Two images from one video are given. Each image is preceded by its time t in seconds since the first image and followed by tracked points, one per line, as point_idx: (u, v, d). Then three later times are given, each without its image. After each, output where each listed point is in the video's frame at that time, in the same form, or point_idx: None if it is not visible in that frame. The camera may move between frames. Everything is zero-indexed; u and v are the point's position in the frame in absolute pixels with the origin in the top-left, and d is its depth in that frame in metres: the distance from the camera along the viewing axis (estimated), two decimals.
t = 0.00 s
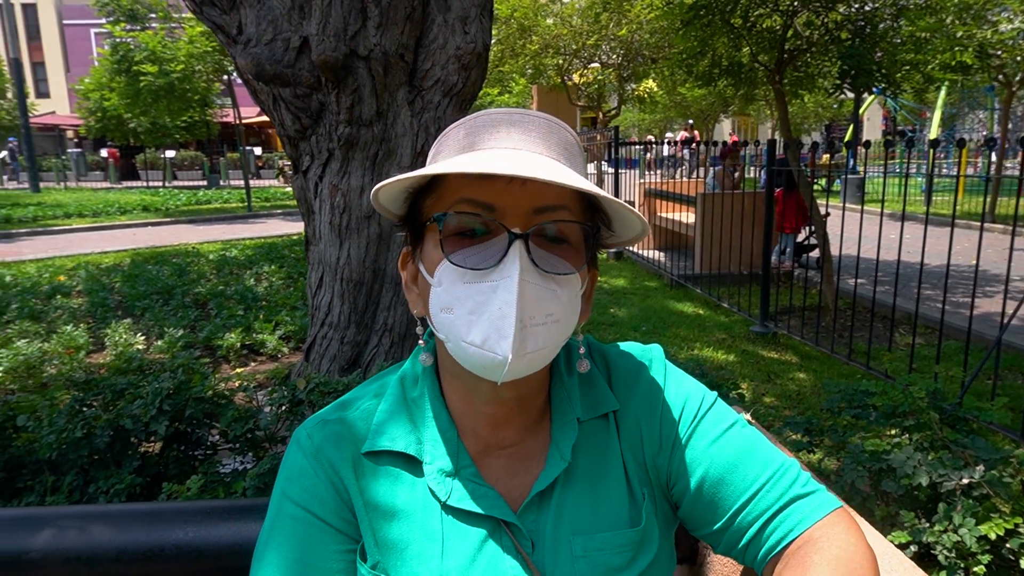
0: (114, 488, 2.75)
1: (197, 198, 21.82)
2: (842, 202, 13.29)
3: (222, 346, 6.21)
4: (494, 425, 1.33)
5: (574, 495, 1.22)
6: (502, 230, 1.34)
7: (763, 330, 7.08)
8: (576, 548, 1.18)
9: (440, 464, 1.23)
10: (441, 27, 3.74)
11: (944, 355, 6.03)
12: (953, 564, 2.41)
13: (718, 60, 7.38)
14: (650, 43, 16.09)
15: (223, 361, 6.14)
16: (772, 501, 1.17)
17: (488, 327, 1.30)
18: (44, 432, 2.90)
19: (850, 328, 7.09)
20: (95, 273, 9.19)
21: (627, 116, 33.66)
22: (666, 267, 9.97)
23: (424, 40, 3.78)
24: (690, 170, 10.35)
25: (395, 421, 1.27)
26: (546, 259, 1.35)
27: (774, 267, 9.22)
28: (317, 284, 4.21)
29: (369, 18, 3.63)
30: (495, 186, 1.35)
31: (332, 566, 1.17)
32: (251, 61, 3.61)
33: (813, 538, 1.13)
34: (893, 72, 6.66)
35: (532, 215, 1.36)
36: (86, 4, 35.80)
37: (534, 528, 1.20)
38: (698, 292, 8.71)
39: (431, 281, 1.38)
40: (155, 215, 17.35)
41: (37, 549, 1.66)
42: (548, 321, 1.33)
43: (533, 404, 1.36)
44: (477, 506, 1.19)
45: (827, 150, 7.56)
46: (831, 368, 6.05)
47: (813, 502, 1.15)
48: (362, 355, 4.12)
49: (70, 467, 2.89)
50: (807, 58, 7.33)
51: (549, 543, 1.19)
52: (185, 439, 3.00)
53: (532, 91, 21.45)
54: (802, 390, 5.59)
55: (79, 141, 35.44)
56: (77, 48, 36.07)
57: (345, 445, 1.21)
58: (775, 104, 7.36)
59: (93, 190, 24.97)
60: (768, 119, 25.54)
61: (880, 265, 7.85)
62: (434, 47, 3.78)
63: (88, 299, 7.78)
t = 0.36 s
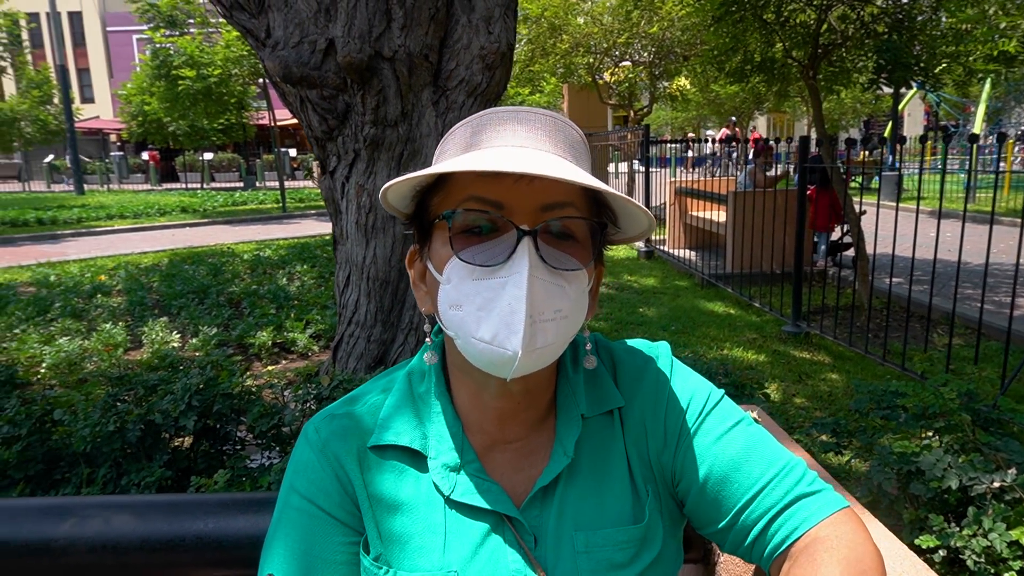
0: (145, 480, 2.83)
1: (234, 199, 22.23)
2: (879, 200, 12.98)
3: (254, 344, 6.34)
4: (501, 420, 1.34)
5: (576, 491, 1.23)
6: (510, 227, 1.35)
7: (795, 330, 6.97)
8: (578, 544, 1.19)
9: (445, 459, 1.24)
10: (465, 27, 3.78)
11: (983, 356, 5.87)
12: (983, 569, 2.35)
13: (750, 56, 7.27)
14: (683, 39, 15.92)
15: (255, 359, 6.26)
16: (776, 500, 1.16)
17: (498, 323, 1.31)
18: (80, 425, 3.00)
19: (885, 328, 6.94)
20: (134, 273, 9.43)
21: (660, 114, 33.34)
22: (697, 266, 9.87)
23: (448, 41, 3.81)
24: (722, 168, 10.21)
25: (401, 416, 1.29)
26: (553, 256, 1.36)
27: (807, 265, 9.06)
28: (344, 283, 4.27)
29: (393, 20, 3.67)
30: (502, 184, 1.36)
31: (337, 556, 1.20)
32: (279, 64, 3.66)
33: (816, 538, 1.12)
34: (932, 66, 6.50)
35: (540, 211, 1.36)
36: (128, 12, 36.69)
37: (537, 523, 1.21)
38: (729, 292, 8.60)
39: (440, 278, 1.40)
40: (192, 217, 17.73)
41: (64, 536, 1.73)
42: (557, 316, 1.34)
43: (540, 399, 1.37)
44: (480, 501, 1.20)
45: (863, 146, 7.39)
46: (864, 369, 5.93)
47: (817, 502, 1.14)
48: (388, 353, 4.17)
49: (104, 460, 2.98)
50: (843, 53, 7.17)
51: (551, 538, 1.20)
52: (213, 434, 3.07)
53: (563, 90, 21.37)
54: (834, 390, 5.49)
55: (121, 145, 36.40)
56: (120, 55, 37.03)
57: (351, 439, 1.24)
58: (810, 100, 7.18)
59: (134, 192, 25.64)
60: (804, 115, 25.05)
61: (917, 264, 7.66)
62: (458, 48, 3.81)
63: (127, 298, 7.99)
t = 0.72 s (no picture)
0: (162, 479, 2.89)
1: (258, 203, 22.54)
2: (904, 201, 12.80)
3: (273, 346, 6.43)
4: (495, 420, 1.35)
5: (567, 491, 1.24)
6: (510, 223, 1.37)
7: (815, 333, 6.91)
8: (569, 543, 1.20)
9: (439, 459, 1.26)
10: (478, 31, 3.81)
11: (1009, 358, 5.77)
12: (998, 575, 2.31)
13: (771, 56, 7.22)
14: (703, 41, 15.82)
15: (274, 361, 6.35)
16: (766, 502, 1.16)
17: (514, 315, 1.32)
18: (100, 424, 3.07)
19: (907, 331, 6.85)
20: (159, 276, 9.61)
21: (682, 116, 33.16)
22: (717, 268, 9.80)
23: (461, 45, 3.84)
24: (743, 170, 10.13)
25: (395, 417, 1.31)
26: (554, 247, 1.37)
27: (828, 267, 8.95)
28: (360, 285, 4.31)
29: (406, 25, 3.69)
30: (495, 181, 1.37)
31: (331, 553, 1.22)
32: (295, 69, 3.72)
33: (803, 541, 1.12)
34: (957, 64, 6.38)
35: (534, 206, 1.38)
36: (155, 19, 37.34)
37: (529, 523, 1.22)
38: (749, 294, 8.53)
39: (442, 280, 1.40)
40: (216, 220, 18.00)
41: (77, 532, 1.78)
42: (564, 305, 1.35)
43: (534, 400, 1.38)
44: (471, 500, 1.22)
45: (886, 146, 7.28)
46: (885, 373, 5.86)
47: (807, 504, 1.13)
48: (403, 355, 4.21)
49: (123, 459, 3.04)
50: (866, 52, 7.13)
51: (542, 538, 1.21)
52: (228, 434, 3.12)
53: (583, 92, 21.35)
54: (853, 394, 5.42)
55: (149, 150, 37.07)
56: (148, 61, 37.72)
57: (345, 439, 1.26)
58: (832, 100, 7.11)
59: (161, 196, 26.08)
60: (828, 116, 24.73)
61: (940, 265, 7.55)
62: (471, 52, 3.83)
63: (152, 300, 8.14)
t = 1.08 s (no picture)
0: (165, 478, 2.91)
1: (269, 205, 22.67)
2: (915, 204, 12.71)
3: (281, 347, 6.47)
4: (484, 420, 1.36)
5: (555, 492, 1.24)
6: (489, 219, 1.37)
7: (824, 337, 6.86)
8: (556, 544, 1.20)
9: (427, 459, 1.27)
10: (482, 35, 3.83)
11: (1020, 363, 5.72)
12: None
13: (781, 59, 7.18)
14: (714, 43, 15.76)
15: (282, 362, 6.39)
16: (753, 505, 1.15)
17: (496, 309, 1.32)
18: (105, 424, 3.10)
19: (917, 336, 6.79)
20: (170, 278, 9.69)
21: (693, 119, 33.08)
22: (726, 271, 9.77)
23: (467, 48, 3.85)
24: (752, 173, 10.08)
25: (385, 417, 1.32)
26: (535, 241, 1.38)
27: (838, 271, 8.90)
28: (365, 287, 4.34)
29: (411, 28, 3.70)
30: (474, 179, 1.38)
31: (320, 551, 1.23)
32: (301, 73, 3.74)
33: (790, 543, 1.11)
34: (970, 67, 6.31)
35: (513, 202, 1.39)
36: (169, 22, 37.66)
37: (517, 522, 1.23)
38: (758, 297, 8.49)
39: (425, 279, 1.40)
40: (228, 222, 18.12)
41: (77, 529, 1.80)
42: (546, 298, 1.36)
43: (522, 400, 1.38)
44: (458, 498, 1.23)
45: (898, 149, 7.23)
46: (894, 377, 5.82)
47: (794, 507, 1.13)
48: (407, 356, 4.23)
49: (128, 457, 3.06)
50: (877, 55, 7.08)
51: (529, 539, 1.21)
52: (232, 434, 3.15)
53: (594, 95, 21.34)
54: (861, 398, 5.39)
55: (162, 152, 37.36)
56: (162, 64, 38.02)
57: (335, 438, 1.28)
58: (842, 102, 7.07)
59: (174, 198, 26.26)
60: (839, 119, 24.60)
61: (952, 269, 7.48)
62: (476, 55, 3.84)
63: (162, 301, 8.21)
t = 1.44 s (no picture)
0: (169, 479, 2.92)
1: (275, 207, 22.73)
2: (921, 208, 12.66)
3: (285, 348, 6.48)
4: (487, 422, 1.36)
5: (557, 495, 1.24)
6: (497, 224, 1.38)
7: (828, 340, 6.84)
8: (558, 547, 1.20)
9: (430, 460, 1.27)
10: (487, 37, 3.84)
11: None
12: None
13: (786, 62, 7.20)
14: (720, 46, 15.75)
15: (286, 363, 6.40)
16: (756, 509, 1.15)
17: (496, 315, 1.32)
18: (110, 424, 3.11)
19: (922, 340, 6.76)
20: (175, 279, 9.72)
21: (699, 122, 33.05)
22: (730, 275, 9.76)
23: (471, 51, 3.86)
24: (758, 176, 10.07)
25: (388, 418, 1.32)
26: (541, 250, 1.38)
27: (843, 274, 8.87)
28: (369, 289, 4.36)
29: (416, 31, 3.72)
30: (487, 184, 1.39)
31: (322, 551, 1.23)
32: (306, 75, 3.75)
33: (793, 548, 1.11)
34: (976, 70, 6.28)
35: (523, 208, 1.40)
36: (177, 24, 37.85)
37: (519, 525, 1.23)
38: (762, 301, 8.48)
39: (431, 279, 1.41)
40: (233, 224, 18.18)
41: (80, 529, 1.80)
42: (547, 308, 1.36)
43: (526, 402, 1.38)
44: (461, 500, 1.23)
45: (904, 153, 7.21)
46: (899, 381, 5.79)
47: (796, 512, 1.13)
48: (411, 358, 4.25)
49: (132, 458, 3.08)
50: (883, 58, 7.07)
51: (531, 541, 1.21)
52: (236, 435, 3.16)
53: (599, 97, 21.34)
54: (865, 402, 5.37)
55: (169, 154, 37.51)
56: (170, 66, 38.17)
57: (339, 438, 1.28)
58: (847, 105, 7.06)
59: (180, 199, 26.37)
60: (846, 121, 24.54)
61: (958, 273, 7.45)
62: (481, 57, 3.85)
63: (167, 302, 8.23)
